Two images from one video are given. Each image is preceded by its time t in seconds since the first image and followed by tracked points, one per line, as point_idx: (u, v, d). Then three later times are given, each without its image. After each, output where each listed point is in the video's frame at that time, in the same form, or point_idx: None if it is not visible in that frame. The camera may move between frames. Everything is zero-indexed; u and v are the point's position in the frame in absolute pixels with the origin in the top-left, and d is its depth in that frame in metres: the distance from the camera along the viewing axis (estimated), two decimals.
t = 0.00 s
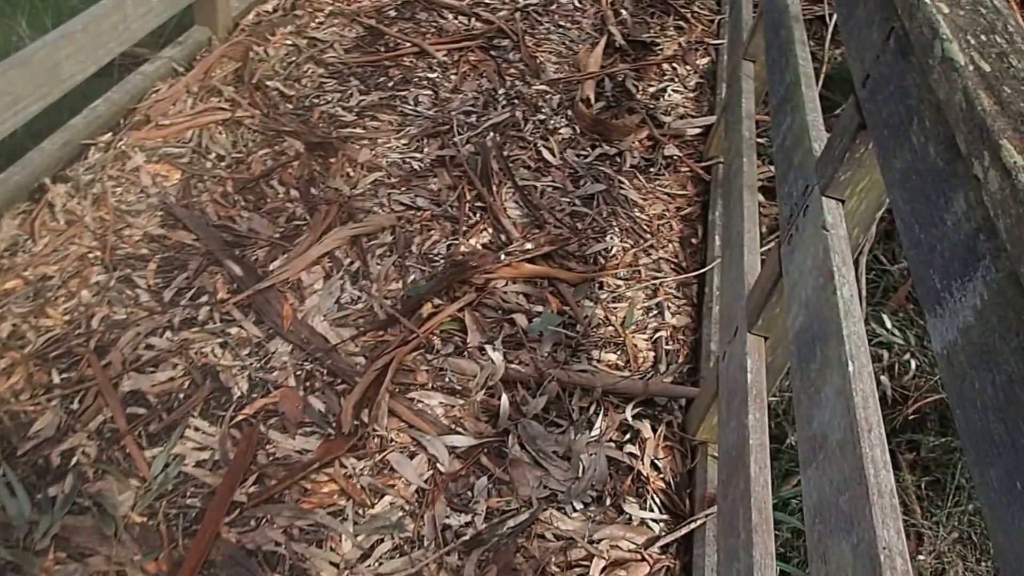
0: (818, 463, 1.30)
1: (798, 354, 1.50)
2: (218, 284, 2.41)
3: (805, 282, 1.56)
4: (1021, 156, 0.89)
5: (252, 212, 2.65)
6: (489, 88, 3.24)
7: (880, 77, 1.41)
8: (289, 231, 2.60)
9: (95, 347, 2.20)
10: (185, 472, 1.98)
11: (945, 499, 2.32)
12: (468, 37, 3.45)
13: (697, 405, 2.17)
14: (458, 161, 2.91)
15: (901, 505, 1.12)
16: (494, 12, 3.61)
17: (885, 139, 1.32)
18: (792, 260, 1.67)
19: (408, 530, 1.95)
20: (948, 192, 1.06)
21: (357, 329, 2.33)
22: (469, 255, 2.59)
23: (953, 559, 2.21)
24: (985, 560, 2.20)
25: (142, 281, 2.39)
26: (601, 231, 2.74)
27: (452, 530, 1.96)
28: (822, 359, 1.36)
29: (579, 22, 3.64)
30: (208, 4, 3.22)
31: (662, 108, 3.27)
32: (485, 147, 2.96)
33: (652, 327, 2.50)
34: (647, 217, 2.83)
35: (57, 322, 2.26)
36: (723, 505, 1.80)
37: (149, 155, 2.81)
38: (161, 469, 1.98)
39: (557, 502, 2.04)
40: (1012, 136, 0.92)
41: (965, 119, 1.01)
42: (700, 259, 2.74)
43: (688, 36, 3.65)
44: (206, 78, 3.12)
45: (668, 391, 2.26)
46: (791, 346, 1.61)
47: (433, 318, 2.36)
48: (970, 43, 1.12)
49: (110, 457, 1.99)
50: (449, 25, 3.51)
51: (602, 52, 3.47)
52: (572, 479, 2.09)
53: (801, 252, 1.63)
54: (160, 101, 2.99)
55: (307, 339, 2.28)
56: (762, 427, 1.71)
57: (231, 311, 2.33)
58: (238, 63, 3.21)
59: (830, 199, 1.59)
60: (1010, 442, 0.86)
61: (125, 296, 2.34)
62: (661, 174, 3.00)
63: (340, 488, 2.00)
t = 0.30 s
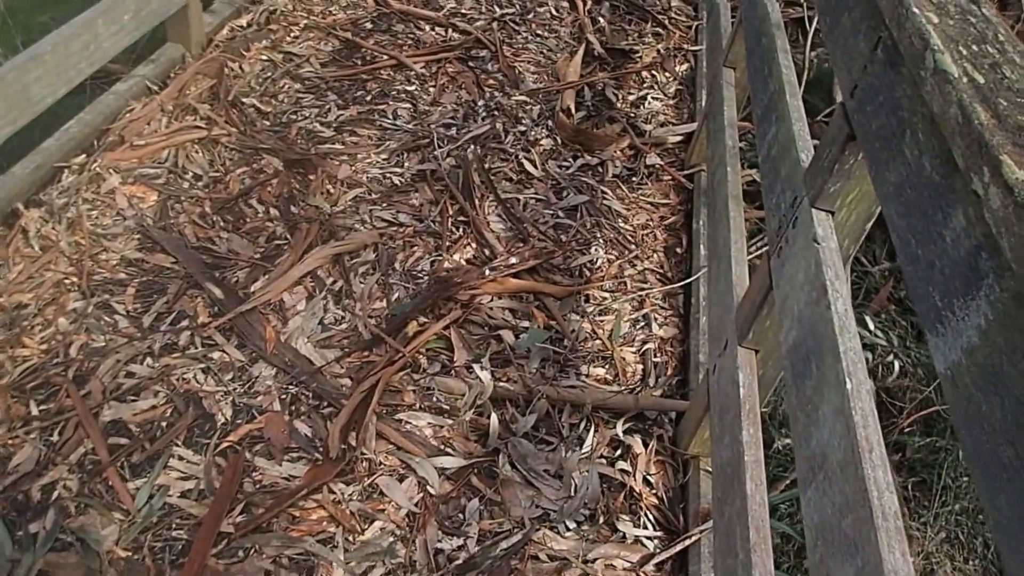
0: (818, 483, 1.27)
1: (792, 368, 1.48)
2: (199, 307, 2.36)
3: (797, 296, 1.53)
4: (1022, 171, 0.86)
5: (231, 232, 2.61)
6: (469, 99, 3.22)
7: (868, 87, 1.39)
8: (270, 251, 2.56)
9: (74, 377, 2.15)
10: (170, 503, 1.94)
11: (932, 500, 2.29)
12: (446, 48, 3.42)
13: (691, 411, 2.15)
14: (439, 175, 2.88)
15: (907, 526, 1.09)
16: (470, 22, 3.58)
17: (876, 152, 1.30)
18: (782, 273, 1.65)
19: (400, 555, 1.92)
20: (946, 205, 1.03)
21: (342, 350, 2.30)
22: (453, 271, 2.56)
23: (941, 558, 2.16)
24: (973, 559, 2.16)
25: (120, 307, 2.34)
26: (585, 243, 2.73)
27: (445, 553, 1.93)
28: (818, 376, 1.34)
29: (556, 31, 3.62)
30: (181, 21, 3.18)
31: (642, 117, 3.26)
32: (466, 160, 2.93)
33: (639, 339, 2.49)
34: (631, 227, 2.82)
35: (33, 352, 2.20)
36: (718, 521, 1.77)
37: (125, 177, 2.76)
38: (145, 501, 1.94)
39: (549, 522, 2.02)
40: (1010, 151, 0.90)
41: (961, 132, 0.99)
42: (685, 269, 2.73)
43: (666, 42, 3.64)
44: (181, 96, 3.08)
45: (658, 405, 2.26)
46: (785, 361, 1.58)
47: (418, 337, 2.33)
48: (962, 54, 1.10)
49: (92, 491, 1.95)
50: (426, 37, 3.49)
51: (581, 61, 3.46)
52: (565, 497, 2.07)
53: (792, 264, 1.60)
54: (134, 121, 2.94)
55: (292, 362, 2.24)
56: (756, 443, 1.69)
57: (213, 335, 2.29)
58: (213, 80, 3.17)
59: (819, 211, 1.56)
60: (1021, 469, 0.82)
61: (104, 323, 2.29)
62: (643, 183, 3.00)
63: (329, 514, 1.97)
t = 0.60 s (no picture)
0: (824, 506, 1.23)
1: (792, 386, 1.44)
2: (181, 332, 2.31)
3: (795, 312, 1.50)
4: None
5: (212, 254, 2.57)
6: (449, 112, 3.19)
7: (862, 98, 1.37)
8: (252, 272, 2.52)
9: (54, 408, 2.10)
10: (156, 536, 1.90)
11: (917, 499, 2.31)
12: (425, 60, 3.39)
13: (685, 424, 2.12)
14: (422, 190, 2.85)
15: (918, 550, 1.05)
16: (449, 33, 3.55)
17: (874, 165, 1.28)
18: (778, 288, 1.62)
19: None
20: (952, 222, 1.01)
21: (329, 372, 2.26)
22: (439, 287, 2.53)
23: (928, 558, 2.20)
24: (961, 557, 2.20)
25: (100, 334, 2.29)
26: (571, 255, 2.71)
27: None
28: (820, 395, 1.30)
29: (536, 40, 3.60)
30: (156, 38, 3.12)
31: (624, 125, 3.24)
32: (449, 174, 2.90)
33: (629, 352, 2.47)
34: (617, 238, 2.80)
35: (11, 383, 2.15)
36: (718, 540, 1.73)
37: (101, 200, 2.71)
38: (131, 535, 1.89)
39: (544, 543, 1.99)
40: (1019, 166, 0.88)
41: (965, 147, 0.97)
42: (673, 279, 2.71)
43: (645, 50, 3.63)
44: (157, 115, 3.03)
45: (651, 419, 2.23)
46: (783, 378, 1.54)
47: (406, 356, 2.29)
48: (963, 65, 1.08)
49: (75, 525, 1.90)
50: (404, 49, 3.45)
51: (561, 70, 3.44)
52: (559, 517, 2.04)
53: (787, 278, 1.57)
54: (110, 141, 2.89)
55: (278, 386, 2.20)
56: (755, 460, 1.65)
57: (196, 361, 2.24)
58: (190, 98, 3.12)
59: (814, 224, 1.54)
60: None
61: (83, 351, 2.24)
62: (628, 193, 2.98)
63: (320, 542, 1.92)
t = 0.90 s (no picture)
0: (834, 530, 1.20)
1: (793, 403, 1.42)
2: (165, 358, 2.27)
3: (794, 328, 1.47)
4: None
5: (195, 276, 2.52)
6: (432, 125, 3.15)
7: (859, 110, 1.35)
8: (237, 294, 2.48)
9: (36, 441, 2.05)
10: (145, 571, 1.85)
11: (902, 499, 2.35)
12: (406, 73, 3.36)
13: (679, 438, 2.09)
14: (407, 206, 2.81)
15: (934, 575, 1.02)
16: (429, 45, 3.52)
17: (874, 179, 1.26)
18: (775, 303, 1.59)
19: None
20: (963, 240, 0.99)
21: (319, 395, 2.22)
22: (427, 304, 2.49)
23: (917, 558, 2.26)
24: (947, 555, 2.26)
25: (82, 363, 2.24)
26: (559, 268, 2.68)
27: None
28: (824, 413, 1.27)
29: (516, 50, 3.57)
30: (132, 56, 3.06)
31: (607, 135, 3.22)
32: (434, 189, 2.87)
33: (621, 366, 2.44)
34: (604, 249, 2.78)
35: None
36: (719, 558, 1.71)
37: (79, 224, 2.65)
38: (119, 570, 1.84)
39: (542, 563, 1.95)
40: None
41: (974, 163, 0.95)
42: (661, 289, 2.69)
43: (625, 58, 3.61)
44: (134, 135, 2.98)
45: (645, 433, 2.20)
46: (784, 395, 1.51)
47: (397, 377, 2.26)
48: (966, 77, 1.07)
49: (62, 562, 1.85)
50: (384, 62, 3.42)
51: (543, 80, 3.41)
52: (557, 536, 2.01)
53: (785, 292, 1.54)
54: (87, 164, 2.83)
55: (266, 411, 2.16)
56: (755, 477, 1.62)
57: (182, 387, 2.20)
58: (168, 116, 3.07)
59: (811, 237, 1.52)
60: None
61: (65, 381, 2.19)
62: (613, 203, 2.96)
63: (314, 571, 1.88)
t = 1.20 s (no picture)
0: (849, 553, 1.17)
1: (797, 421, 1.39)
2: (152, 384, 2.22)
3: (795, 345, 1.44)
4: None
5: (180, 299, 2.47)
6: (415, 138, 3.12)
7: (855, 125, 1.33)
8: (223, 316, 2.43)
9: (20, 475, 1.99)
10: None
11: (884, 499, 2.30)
12: (387, 86, 3.32)
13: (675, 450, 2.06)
14: (393, 222, 2.78)
15: None
16: (409, 58, 3.49)
17: (875, 194, 1.24)
18: (773, 318, 1.56)
19: None
20: (973, 259, 0.96)
21: (310, 418, 2.18)
22: (417, 322, 2.46)
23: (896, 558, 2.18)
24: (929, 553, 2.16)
25: (66, 391, 2.18)
26: (548, 280, 2.65)
27: None
28: (832, 433, 1.25)
29: (497, 61, 3.55)
30: (109, 74, 3.00)
31: (591, 145, 3.20)
32: (419, 204, 2.84)
33: (613, 379, 2.41)
34: (591, 260, 2.76)
35: None
36: None
37: (59, 247, 2.60)
38: None
39: None
40: None
41: (982, 181, 0.93)
42: (650, 300, 2.67)
43: (606, 67, 3.60)
44: (114, 154, 2.92)
45: (642, 447, 2.16)
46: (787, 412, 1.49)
47: (389, 397, 2.22)
48: (967, 93, 1.05)
49: None
50: (365, 75, 3.38)
51: (525, 91, 3.39)
52: (557, 555, 1.97)
53: (782, 307, 1.52)
54: (66, 185, 2.78)
55: (257, 437, 2.12)
56: (759, 494, 1.58)
57: (170, 415, 2.15)
58: (147, 135, 3.01)
59: (807, 250, 1.49)
60: None
61: (49, 411, 2.14)
62: (599, 214, 2.93)
63: None
